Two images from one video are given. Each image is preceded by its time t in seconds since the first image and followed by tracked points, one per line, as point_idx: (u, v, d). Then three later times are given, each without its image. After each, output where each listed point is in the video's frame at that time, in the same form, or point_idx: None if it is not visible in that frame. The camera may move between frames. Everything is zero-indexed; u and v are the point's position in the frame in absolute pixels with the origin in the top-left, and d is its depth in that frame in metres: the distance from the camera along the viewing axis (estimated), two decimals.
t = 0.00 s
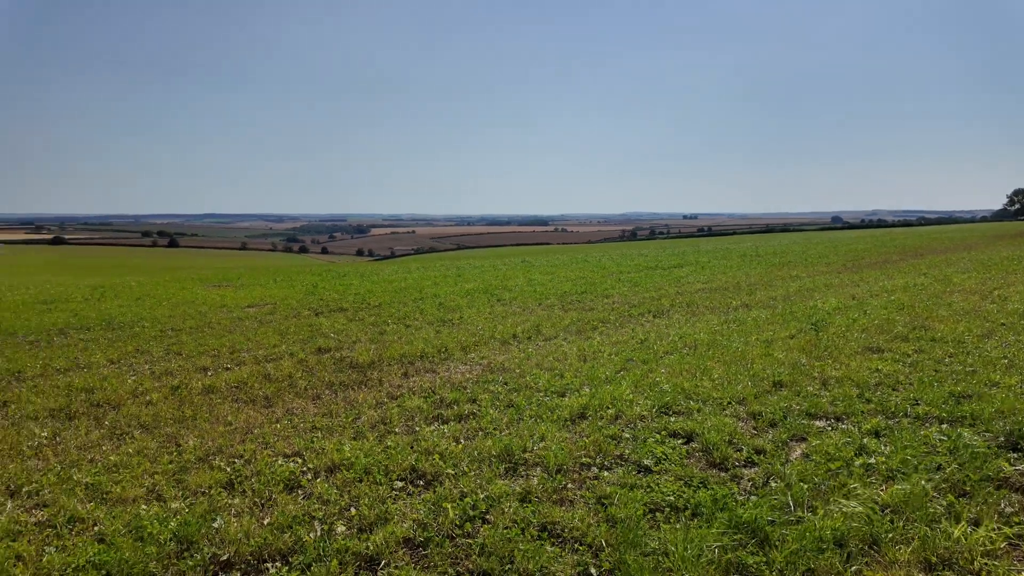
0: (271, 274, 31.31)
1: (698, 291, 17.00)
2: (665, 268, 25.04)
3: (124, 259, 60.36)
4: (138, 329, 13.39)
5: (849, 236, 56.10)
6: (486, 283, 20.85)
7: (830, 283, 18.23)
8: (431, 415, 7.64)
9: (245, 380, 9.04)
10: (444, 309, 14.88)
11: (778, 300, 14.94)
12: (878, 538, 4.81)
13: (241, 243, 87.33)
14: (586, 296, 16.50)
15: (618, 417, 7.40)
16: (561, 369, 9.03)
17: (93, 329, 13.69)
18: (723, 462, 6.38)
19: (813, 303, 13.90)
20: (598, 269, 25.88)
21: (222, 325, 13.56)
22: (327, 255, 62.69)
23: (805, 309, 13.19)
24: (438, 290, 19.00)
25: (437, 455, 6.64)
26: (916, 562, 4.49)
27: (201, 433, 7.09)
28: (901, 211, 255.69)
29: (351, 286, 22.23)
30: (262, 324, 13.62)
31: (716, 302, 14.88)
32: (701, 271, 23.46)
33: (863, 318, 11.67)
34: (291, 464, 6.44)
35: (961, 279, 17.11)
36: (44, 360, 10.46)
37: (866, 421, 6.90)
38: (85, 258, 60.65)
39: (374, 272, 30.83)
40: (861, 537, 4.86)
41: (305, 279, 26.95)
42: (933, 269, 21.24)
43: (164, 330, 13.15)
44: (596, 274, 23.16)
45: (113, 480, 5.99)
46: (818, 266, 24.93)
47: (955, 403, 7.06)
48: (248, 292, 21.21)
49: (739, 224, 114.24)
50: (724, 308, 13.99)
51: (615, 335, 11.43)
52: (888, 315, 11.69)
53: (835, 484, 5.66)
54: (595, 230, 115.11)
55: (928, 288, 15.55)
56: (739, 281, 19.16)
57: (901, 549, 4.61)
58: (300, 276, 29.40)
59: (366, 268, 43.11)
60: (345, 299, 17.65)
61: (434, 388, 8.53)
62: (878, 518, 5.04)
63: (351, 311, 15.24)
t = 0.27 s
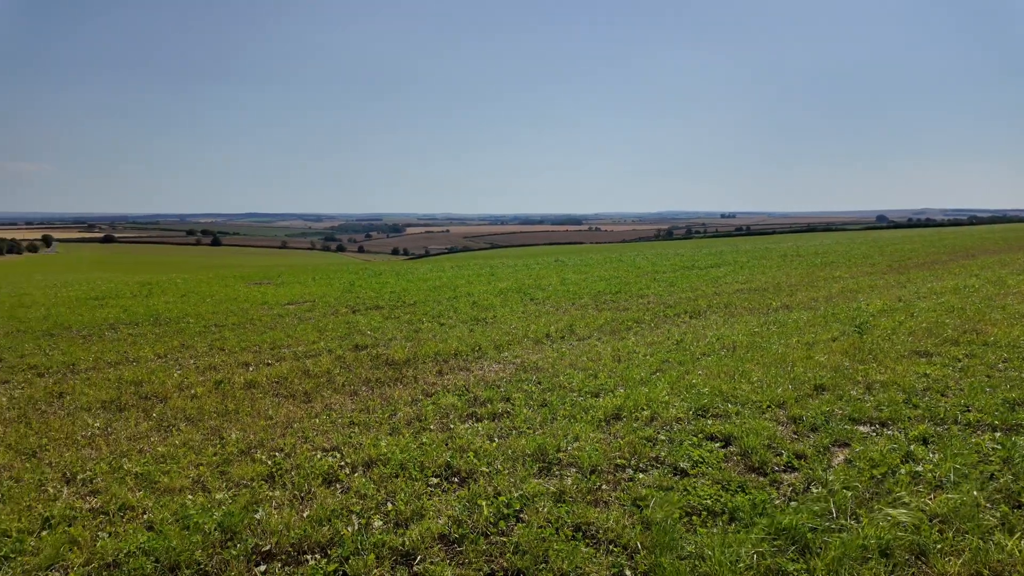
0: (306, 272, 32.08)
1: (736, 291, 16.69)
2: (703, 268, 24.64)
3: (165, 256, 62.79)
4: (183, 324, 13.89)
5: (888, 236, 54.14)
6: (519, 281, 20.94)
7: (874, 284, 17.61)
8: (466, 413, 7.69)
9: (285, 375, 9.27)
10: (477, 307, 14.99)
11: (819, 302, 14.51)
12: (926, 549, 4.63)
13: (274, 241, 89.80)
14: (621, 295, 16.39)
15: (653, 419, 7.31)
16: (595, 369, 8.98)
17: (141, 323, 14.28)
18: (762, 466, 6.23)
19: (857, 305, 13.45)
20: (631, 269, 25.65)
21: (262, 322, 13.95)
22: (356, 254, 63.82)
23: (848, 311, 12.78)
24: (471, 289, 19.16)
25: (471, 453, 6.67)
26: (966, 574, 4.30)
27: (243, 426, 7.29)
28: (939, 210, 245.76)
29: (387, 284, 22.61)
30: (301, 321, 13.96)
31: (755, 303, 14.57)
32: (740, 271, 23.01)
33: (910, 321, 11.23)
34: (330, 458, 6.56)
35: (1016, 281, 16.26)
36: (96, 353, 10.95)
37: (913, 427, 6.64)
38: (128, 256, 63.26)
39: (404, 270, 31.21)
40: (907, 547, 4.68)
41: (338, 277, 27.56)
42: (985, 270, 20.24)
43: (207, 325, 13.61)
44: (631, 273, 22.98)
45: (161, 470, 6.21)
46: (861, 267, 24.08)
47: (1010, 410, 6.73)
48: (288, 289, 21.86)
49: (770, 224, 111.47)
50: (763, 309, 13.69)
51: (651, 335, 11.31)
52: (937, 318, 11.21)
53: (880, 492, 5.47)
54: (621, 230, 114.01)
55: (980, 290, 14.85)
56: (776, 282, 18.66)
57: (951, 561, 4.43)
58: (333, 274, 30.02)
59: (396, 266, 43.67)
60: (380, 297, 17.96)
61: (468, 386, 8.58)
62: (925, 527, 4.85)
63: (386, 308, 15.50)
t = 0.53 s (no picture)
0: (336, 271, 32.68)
1: (771, 292, 16.36)
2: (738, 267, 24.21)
3: (200, 255, 64.83)
4: (220, 321, 14.29)
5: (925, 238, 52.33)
6: (550, 280, 20.93)
7: (916, 285, 17.00)
8: (494, 412, 7.68)
9: (317, 372, 9.43)
10: (506, 306, 15.03)
11: (858, 303, 14.09)
12: (970, 563, 4.43)
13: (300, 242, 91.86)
14: (652, 295, 16.24)
15: (683, 422, 7.19)
16: (624, 370, 8.89)
17: (180, 320, 14.73)
18: (796, 472, 6.06)
19: (898, 307, 13.00)
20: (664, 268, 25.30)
21: (296, 319, 14.25)
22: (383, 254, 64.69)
23: (889, 312, 12.37)
24: (501, 288, 19.24)
25: (499, 452, 6.65)
26: None
27: (276, 422, 7.43)
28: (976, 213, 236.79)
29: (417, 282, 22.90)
30: (334, 318, 14.21)
31: (791, 304, 14.24)
32: (775, 271, 22.54)
33: (955, 324, 10.80)
34: (360, 455, 6.62)
35: None
36: (138, 348, 11.33)
37: (957, 435, 6.37)
38: (164, 253, 65.43)
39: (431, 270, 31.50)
40: (949, 560, 4.49)
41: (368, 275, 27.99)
42: None
43: (243, 322, 13.95)
44: (663, 273, 22.74)
45: (197, 463, 6.35)
46: (902, 268, 23.27)
47: None
48: (322, 287, 22.34)
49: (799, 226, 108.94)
50: (799, 311, 13.37)
51: (682, 336, 11.16)
52: (984, 321, 10.75)
53: (921, 502, 5.26)
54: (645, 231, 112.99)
55: None
56: (812, 283, 18.10)
57: None
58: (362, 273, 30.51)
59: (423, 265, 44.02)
60: (410, 295, 18.17)
61: (496, 386, 8.58)
62: (969, 540, 4.64)
63: (416, 307, 15.65)
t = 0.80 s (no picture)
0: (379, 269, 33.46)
1: (828, 294, 15.77)
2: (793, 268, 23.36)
3: (249, 252, 67.81)
4: (275, 316, 14.88)
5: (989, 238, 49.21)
6: (595, 280, 20.86)
7: (987, 288, 15.99)
8: (538, 410, 7.70)
9: (366, 366, 9.67)
10: (551, 305, 15.05)
11: (923, 306, 13.37)
12: None
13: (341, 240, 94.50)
14: (702, 295, 15.94)
15: (733, 426, 7.02)
16: (672, 372, 8.75)
17: (238, 314, 15.44)
18: (852, 481, 5.82)
19: (969, 311, 12.27)
20: (715, 268, 24.66)
21: (346, 315, 14.69)
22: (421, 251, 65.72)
23: (958, 317, 11.69)
24: (547, 286, 19.31)
25: (542, 451, 6.65)
26: None
27: (327, 414, 7.66)
28: None
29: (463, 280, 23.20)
30: (383, 314, 14.57)
31: (849, 306, 13.66)
32: (832, 272, 21.66)
33: None
34: (406, 449, 6.75)
35: None
36: (199, 341, 11.91)
37: None
38: (216, 249, 68.90)
39: (470, 267, 31.81)
40: None
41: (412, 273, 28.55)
42: None
43: (297, 317, 14.49)
44: (713, 272, 22.22)
45: (251, 452, 6.60)
46: (971, 270, 21.89)
47: None
48: (374, 283, 23.04)
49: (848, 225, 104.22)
50: (858, 313, 12.81)
51: (733, 338, 10.89)
52: None
53: (989, 517, 4.95)
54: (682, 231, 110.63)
55: None
56: (875, 284, 17.39)
57: None
58: (404, 271, 31.12)
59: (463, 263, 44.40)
60: (457, 293, 18.43)
61: (540, 384, 8.59)
62: None
63: (462, 304, 15.87)
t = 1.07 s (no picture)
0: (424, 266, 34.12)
1: (897, 296, 14.99)
2: (857, 269, 22.29)
3: (298, 247, 70.57)
4: (333, 309, 15.47)
5: None
6: (647, 279, 20.62)
7: None
8: (587, 409, 7.69)
9: (419, 361, 9.90)
10: (602, 303, 15.00)
11: (1006, 311, 12.50)
12: None
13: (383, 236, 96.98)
14: (760, 296, 15.51)
15: (791, 431, 6.81)
16: (727, 374, 8.57)
17: (299, 307, 16.15)
18: (921, 492, 5.54)
19: None
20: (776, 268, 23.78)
21: (401, 310, 15.10)
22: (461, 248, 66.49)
23: None
24: (598, 284, 19.24)
25: (591, 450, 6.63)
26: None
27: (381, 406, 7.88)
28: None
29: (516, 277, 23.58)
30: (435, 310, 14.89)
31: (920, 310, 12.95)
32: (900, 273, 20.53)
33: None
34: (456, 442, 6.85)
35: None
36: (262, 332, 12.50)
37: None
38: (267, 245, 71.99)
39: (515, 264, 32.09)
40: None
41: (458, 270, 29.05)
42: None
43: (354, 312, 15.00)
44: (772, 272, 21.49)
45: (308, 440, 6.86)
46: None
47: None
48: (427, 280, 23.58)
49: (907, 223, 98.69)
50: (931, 317, 12.13)
51: (792, 340, 10.55)
52: None
53: None
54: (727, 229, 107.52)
55: None
56: (949, 287, 16.43)
57: None
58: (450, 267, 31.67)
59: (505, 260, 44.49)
60: (507, 290, 18.63)
61: (590, 383, 8.58)
62: None
63: (512, 301, 16.03)
